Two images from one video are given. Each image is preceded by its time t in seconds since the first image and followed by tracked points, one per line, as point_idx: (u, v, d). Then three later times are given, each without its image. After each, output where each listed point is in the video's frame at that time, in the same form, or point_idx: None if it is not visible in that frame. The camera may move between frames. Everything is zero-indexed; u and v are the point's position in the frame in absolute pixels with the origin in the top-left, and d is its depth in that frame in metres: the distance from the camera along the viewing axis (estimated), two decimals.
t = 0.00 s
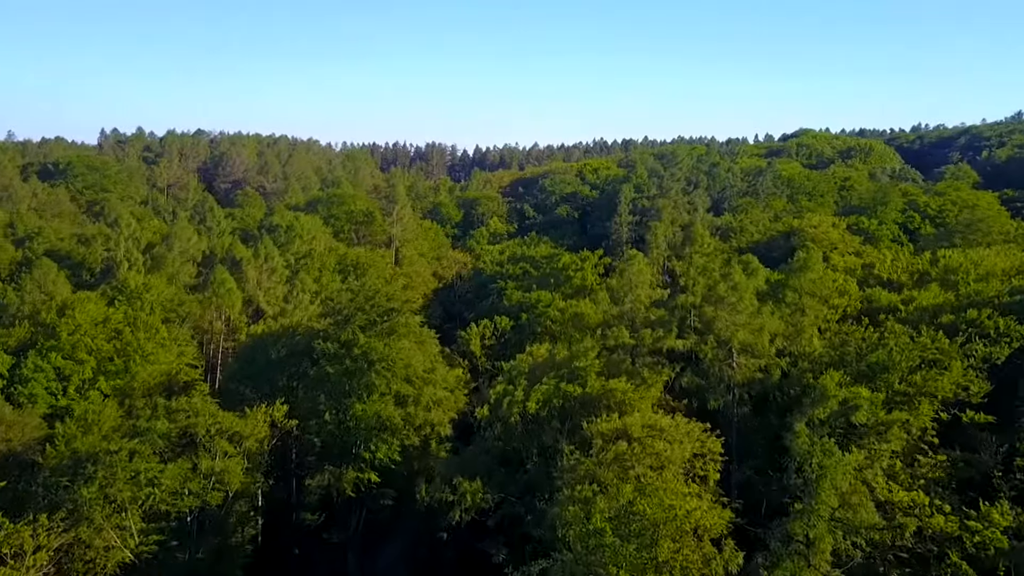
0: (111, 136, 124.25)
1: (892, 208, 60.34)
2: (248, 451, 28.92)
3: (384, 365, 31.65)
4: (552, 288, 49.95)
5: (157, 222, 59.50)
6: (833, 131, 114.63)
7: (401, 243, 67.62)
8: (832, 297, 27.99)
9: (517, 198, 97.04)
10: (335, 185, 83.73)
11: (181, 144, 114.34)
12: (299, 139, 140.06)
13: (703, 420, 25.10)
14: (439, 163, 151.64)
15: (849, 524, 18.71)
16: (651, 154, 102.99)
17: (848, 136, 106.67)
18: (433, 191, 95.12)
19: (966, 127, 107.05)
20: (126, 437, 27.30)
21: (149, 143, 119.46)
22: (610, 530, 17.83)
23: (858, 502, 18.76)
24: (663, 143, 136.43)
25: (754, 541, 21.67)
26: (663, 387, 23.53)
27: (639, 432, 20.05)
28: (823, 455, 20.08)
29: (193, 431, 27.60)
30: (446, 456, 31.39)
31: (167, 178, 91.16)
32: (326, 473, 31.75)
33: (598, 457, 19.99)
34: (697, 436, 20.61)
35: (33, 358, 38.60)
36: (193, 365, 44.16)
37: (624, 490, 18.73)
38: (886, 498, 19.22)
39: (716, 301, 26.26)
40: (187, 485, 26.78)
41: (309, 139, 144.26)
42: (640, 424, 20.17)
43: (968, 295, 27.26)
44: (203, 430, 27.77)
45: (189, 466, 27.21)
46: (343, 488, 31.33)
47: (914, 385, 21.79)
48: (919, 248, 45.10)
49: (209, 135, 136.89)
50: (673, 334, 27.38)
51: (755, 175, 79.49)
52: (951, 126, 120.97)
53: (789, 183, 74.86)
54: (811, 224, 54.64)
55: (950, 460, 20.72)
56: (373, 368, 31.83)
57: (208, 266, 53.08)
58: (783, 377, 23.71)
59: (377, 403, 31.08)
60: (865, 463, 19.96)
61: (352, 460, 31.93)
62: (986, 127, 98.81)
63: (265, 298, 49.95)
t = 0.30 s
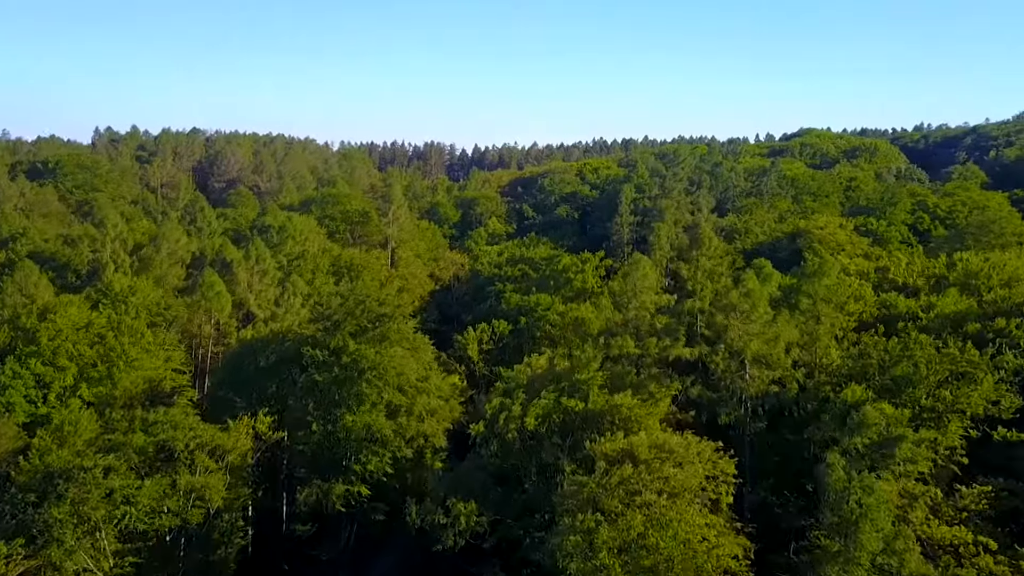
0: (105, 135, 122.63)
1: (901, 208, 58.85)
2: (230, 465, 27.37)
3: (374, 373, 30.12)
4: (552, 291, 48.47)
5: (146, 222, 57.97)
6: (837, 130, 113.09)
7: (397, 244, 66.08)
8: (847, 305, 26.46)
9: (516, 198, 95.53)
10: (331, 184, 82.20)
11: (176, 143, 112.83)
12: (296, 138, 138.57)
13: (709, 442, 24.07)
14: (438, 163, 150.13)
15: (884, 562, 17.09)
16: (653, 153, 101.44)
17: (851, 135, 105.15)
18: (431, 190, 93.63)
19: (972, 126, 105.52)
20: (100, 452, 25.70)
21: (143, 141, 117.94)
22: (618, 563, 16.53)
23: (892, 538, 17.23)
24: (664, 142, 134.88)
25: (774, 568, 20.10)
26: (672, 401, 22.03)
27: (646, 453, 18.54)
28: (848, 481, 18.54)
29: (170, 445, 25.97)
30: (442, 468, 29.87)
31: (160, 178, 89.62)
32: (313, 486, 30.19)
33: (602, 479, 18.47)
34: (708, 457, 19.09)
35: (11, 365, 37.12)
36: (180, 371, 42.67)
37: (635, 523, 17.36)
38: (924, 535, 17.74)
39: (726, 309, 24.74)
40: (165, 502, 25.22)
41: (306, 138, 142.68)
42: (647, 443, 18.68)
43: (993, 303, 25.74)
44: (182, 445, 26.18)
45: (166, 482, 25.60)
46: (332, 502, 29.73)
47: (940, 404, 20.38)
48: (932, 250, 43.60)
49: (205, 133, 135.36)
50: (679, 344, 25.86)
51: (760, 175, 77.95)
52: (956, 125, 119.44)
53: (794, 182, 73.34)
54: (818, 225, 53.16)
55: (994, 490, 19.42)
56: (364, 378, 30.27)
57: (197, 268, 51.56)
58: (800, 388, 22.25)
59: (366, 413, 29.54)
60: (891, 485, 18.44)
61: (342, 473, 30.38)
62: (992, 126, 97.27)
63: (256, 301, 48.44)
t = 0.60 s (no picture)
0: (98, 133, 120.73)
1: (911, 210, 57.22)
2: (208, 485, 25.52)
3: (363, 385, 28.45)
4: (552, 295, 46.79)
5: (133, 224, 56.16)
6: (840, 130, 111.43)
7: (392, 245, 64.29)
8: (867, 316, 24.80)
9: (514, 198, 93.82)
10: (326, 184, 80.43)
11: (170, 142, 110.90)
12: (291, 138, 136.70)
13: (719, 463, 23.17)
14: (436, 162, 148.19)
15: None
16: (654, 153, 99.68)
17: (856, 135, 103.41)
18: (428, 190, 91.89)
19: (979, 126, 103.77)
20: (65, 472, 23.77)
21: (136, 140, 116.01)
22: None
23: None
24: (665, 142, 133.03)
25: None
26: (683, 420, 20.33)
27: (657, 483, 16.96)
28: (895, 529, 17.05)
29: (142, 464, 24.15)
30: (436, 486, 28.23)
31: (152, 177, 87.79)
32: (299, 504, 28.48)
33: (610, 512, 16.85)
34: (723, 488, 17.46)
35: None
36: (165, 379, 40.92)
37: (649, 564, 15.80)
38: None
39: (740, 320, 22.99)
40: (137, 526, 23.29)
41: (303, 138, 140.80)
42: (657, 471, 17.12)
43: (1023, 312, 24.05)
44: (156, 464, 24.28)
45: (138, 504, 23.69)
46: (319, 521, 27.92)
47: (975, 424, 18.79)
48: (947, 256, 41.97)
49: (200, 133, 133.63)
50: (689, 358, 24.14)
51: (764, 175, 76.27)
52: (960, 124, 117.78)
53: (799, 183, 71.63)
54: (826, 228, 51.49)
55: None
56: (353, 389, 28.63)
57: (184, 272, 49.81)
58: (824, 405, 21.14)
59: (355, 428, 27.77)
60: (943, 529, 16.88)
61: (330, 489, 28.60)
62: (1000, 126, 95.55)
63: (245, 305, 46.72)
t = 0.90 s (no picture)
0: (93, 131, 118.99)
1: (920, 211, 55.80)
2: (186, 503, 23.91)
3: (352, 397, 26.93)
4: (552, 299, 45.35)
5: (120, 224, 54.57)
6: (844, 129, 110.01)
7: (388, 246, 62.77)
8: (887, 326, 23.36)
9: (513, 198, 92.34)
10: (321, 184, 78.87)
11: (164, 140, 109.20)
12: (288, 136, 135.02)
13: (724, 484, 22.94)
14: (434, 161, 146.59)
15: None
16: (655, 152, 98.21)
17: (860, 134, 101.82)
18: (426, 190, 90.33)
19: (984, 126, 102.25)
20: (31, 492, 22.14)
21: (130, 138, 114.26)
22: None
23: None
24: (665, 141, 131.45)
25: None
26: (696, 439, 18.84)
27: (669, 513, 15.87)
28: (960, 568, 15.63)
29: (114, 484, 22.52)
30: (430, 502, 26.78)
31: (144, 176, 86.13)
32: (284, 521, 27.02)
33: (617, 550, 15.82)
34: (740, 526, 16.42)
35: None
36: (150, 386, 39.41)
37: None
38: None
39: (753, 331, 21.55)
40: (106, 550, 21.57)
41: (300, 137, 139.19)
42: (668, 499, 16.04)
43: None
44: (129, 483, 22.64)
45: (109, 525, 21.98)
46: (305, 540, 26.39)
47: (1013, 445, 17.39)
48: (961, 259, 40.51)
49: (196, 131, 131.96)
50: (698, 370, 22.67)
51: (769, 174, 74.75)
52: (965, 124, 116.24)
53: (804, 183, 70.16)
54: (834, 229, 50.04)
55: None
56: (340, 400, 26.97)
57: (173, 274, 48.28)
58: (846, 423, 21.08)
59: (343, 442, 26.27)
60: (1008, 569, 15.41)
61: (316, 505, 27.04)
62: (1006, 125, 94.05)
63: (235, 308, 45.24)
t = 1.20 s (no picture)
0: (86, 131, 117.26)
1: (930, 212, 54.32)
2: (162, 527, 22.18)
3: (342, 413, 25.42)
4: (553, 304, 43.79)
5: (108, 225, 52.91)
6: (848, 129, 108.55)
7: (384, 248, 61.14)
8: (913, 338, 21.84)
9: (512, 198, 90.86)
10: (317, 184, 77.26)
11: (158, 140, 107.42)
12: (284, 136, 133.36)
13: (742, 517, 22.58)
14: (432, 162, 144.91)
15: None
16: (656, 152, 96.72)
17: (864, 134, 100.16)
18: (424, 191, 88.74)
19: (990, 126, 100.64)
20: None
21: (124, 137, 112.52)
22: None
23: None
24: (666, 141, 129.90)
25: None
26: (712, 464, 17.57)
27: (687, 556, 14.75)
28: None
29: (82, 506, 20.83)
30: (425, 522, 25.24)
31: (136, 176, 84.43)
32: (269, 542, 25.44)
33: None
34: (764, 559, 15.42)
35: None
36: (134, 395, 37.77)
37: None
38: None
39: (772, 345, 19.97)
40: None
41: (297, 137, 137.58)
42: (683, 535, 15.01)
43: None
44: (98, 506, 20.88)
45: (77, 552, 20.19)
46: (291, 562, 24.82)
47: None
48: (978, 264, 39.04)
49: (191, 131, 130.27)
50: (711, 386, 21.09)
51: (774, 174, 73.18)
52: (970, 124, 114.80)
53: (810, 183, 68.64)
54: (842, 230, 48.48)
55: None
56: (327, 413, 25.40)
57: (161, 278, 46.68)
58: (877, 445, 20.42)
59: (331, 459, 24.70)
60: None
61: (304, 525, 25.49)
62: (1014, 125, 92.56)
63: (225, 313, 43.65)
